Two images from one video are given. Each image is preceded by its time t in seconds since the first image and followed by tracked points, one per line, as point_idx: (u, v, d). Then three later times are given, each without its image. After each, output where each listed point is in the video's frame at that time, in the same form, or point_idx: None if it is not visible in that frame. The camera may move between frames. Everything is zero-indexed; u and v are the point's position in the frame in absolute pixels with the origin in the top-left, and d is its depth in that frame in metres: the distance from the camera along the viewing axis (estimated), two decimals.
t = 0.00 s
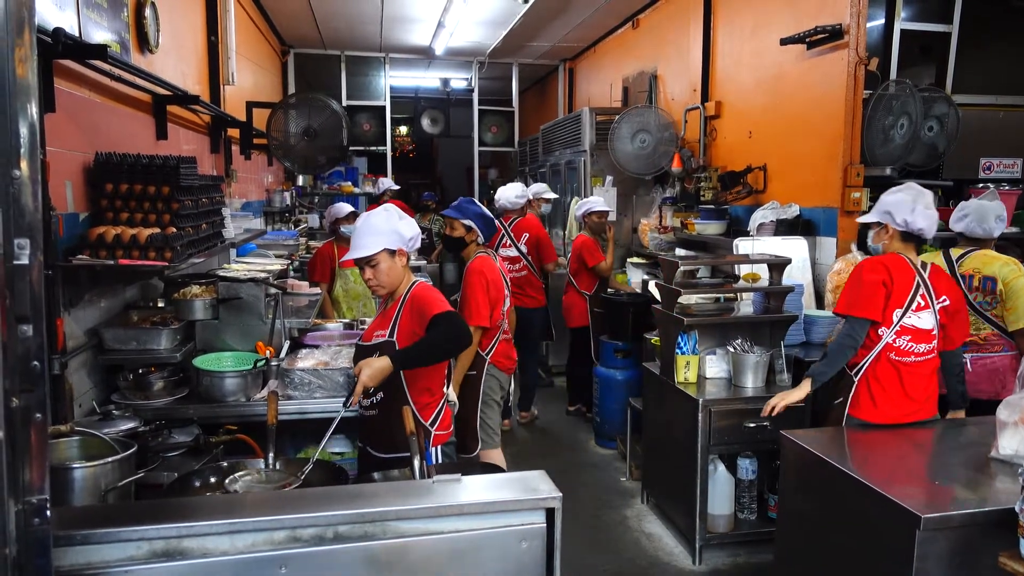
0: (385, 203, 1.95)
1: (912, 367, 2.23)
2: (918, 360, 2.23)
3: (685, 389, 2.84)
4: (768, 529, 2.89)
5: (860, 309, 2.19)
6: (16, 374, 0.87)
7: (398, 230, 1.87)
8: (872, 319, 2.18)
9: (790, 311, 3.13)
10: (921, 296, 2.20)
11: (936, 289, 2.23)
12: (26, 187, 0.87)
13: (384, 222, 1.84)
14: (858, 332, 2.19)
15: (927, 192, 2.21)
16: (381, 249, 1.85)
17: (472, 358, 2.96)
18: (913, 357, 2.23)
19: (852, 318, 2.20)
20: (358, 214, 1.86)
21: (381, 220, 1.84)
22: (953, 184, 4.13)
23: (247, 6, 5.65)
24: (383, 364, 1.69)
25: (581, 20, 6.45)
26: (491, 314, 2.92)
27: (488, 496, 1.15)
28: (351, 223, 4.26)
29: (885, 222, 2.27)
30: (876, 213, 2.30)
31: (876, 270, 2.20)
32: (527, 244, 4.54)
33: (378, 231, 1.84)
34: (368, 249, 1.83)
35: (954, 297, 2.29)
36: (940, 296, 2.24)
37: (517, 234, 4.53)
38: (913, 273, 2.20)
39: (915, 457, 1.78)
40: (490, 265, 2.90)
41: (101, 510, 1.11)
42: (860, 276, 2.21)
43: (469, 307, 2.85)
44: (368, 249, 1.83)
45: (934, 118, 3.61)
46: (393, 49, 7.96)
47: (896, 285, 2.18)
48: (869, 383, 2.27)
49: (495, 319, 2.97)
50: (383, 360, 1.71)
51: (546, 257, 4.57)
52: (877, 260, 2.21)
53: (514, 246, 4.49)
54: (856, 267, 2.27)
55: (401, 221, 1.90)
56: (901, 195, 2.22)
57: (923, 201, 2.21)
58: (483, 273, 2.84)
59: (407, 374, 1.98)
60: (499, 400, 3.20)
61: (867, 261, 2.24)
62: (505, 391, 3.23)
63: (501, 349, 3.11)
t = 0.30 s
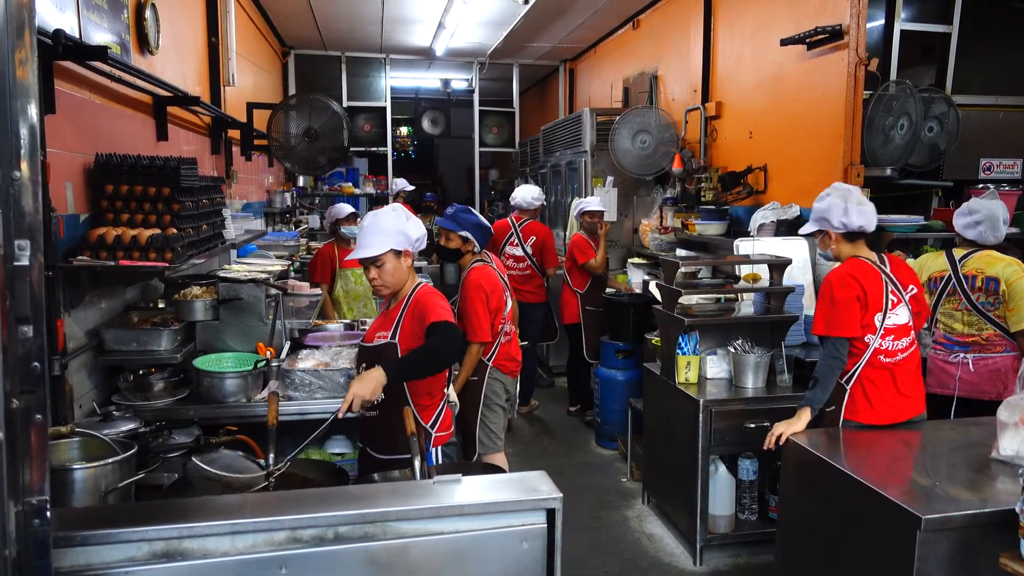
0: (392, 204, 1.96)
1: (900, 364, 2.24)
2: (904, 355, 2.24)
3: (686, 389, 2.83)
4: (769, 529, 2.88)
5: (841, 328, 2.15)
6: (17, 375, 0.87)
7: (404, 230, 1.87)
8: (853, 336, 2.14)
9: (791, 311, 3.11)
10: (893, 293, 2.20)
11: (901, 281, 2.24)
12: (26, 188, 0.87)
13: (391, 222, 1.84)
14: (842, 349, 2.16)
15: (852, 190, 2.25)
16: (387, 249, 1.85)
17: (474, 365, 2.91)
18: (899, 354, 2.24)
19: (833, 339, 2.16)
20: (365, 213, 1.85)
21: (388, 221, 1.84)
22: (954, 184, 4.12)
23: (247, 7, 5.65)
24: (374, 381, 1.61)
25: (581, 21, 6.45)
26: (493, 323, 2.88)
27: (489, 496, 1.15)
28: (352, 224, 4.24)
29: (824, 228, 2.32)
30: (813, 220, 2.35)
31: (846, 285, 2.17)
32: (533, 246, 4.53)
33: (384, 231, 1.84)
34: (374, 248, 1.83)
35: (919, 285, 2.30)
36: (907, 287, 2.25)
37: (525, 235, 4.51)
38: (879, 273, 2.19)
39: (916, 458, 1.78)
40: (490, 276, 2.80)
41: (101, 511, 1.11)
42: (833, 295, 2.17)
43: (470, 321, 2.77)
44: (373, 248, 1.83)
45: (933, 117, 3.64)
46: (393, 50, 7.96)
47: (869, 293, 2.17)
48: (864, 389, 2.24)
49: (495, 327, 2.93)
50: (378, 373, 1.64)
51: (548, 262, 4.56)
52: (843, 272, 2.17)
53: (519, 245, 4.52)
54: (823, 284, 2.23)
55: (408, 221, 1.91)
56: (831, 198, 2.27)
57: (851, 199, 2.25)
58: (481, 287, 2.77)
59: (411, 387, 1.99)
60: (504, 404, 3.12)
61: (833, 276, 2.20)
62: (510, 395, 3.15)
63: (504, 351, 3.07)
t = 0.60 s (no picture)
0: (395, 203, 1.96)
1: (890, 359, 2.30)
2: (892, 350, 2.30)
3: (687, 389, 2.83)
4: (769, 529, 2.88)
5: (843, 330, 2.13)
6: (17, 375, 0.87)
7: (408, 230, 1.87)
8: (853, 337, 2.13)
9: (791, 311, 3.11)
10: (875, 290, 2.24)
11: (878, 277, 2.29)
12: (26, 188, 0.87)
13: (394, 222, 1.85)
14: (845, 350, 2.14)
15: (820, 195, 2.28)
16: (390, 250, 1.85)
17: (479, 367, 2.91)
18: (887, 349, 2.29)
19: (834, 341, 2.14)
20: (367, 214, 1.86)
21: (391, 221, 1.85)
22: (955, 184, 4.12)
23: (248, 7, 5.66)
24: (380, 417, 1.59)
25: (582, 21, 6.45)
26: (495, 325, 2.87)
27: (489, 496, 1.16)
28: (352, 223, 4.25)
29: (795, 233, 2.36)
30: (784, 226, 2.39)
31: (841, 285, 2.16)
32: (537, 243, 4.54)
33: (387, 231, 1.84)
34: (377, 248, 1.84)
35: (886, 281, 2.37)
36: (882, 282, 2.30)
37: (530, 232, 4.54)
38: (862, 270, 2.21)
39: (917, 458, 1.77)
40: (490, 279, 2.77)
41: (102, 511, 1.11)
42: (831, 298, 2.15)
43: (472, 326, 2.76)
44: (377, 248, 1.83)
45: (935, 118, 3.65)
46: (394, 50, 7.97)
47: (862, 292, 2.17)
48: (861, 388, 2.28)
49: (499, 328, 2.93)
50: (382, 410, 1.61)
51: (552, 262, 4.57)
52: (834, 274, 2.17)
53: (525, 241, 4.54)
54: (816, 286, 2.21)
55: (411, 221, 1.91)
56: (799, 205, 2.30)
57: (819, 205, 2.28)
58: (482, 293, 2.74)
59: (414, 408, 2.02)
60: (510, 405, 3.11)
61: (826, 278, 2.19)
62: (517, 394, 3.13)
63: (508, 351, 3.05)
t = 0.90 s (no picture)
0: (399, 204, 1.95)
1: (881, 355, 2.31)
2: (883, 347, 2.31)
3: (688, 389, 2.83)
4: (771, 529, 2.88)
5: (845, 323, 2.12)
6: (19, 377, 0.87)
7: (411, 231, 1.86)
8: (855, 331, 2.13)
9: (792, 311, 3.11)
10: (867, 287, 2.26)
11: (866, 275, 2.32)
12: (28, 189, 0.87)
13: (397, 223, 1.84)
14: (849, 346, 2.13)
15: (814, 194, 2.29)
16: (393, 250, 1.85)
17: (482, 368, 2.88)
18: (879, 346, 2.30)
19: (838, 336, 2.13)
20: (370, 215, 1.85)
21: (395, 222, 1.84)
22: (955, 184, 4.12)
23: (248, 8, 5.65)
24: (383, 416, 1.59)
25: (582, 21, 6.45)
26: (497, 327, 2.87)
27: (491, 496, 1.16)
28: (353, 224, 4.24)
29: (787, 230, 2.38)
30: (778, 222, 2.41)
31: (840, 279, 2.16)
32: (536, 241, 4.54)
33: (390, 231, 1.84)
34: (380, 249, 1.84)
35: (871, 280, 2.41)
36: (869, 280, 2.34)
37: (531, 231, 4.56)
38: (855, 267, 2.23)
39: (918, 457, 1.77)
40: (494, 281, 2.77)
41: (104, 512, 1.11)
42: (831, 292, 2.15)
43: (477, 328, 2.75)
44: (380, 249, 1.84)
45: (936, 118, 3.64)
46: (395, 50, 7.96)
47: (858, 287, 2.18)
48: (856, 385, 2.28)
49: (502, 329, 2.92)
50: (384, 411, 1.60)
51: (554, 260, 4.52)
52: (832, 270, 2.18)
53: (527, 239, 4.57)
54: (814, 282, 2.21)
55: (415, 222, 1.90)
56: (793, 204, 2.32)
57: (812, 204, 2.29)
58: (485, 295, 2.74)
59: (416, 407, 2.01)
60: (512, 407, 3.11)
61: (823, 273, 2.19)
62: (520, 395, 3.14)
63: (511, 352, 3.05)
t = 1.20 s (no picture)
0: (399, 205, 1.96)
1: (877, 352, 2.30)
2: (879, 344, 2.31)
3: (690, 388, 2.83)
4: (773, 528, 2.88)
5: (839, 318, 2.12)
6: (19, 378, 0.87)
7: (411, 231, 1.86)
8: (848, 325, 2.12)
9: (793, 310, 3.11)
10: (863, 284, 2.26)
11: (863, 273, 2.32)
12: (27, 190, 0.87)
13: (398, 223, 1.84)
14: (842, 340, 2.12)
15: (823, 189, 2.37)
16: (393, 251, 1.85)
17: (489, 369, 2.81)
18: (875, 344, 2.29)
19: (830, 330, 2.13)
20: (369, 216, 1.86)
21: (396, 222, 1.84)
22: (957, 182, 4.11)
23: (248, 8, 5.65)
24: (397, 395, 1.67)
25: (582, 20, 6.44)
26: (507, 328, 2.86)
27: (492, 496, 1.15)
28: (354, 224, 4.22)
29: (804, 228, 2.34)
30: (788, 219, 2.35)
31: (833, 275, 2.17)
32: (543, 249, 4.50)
33: (391, 231, 1.84)
34: (379, 249, 1.84)
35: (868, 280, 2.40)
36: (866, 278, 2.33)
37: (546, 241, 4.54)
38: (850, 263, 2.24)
39: (920, 455, 1.77)
40: (505, 282, 2.79)
41: (105, 512, 1.11)
42: (823, 286, 2.15)
43: (487, 328, 2.72)
44: (380, 249, 1.84)
45: (937, 117, 3.63)
46: (395, 50, 7.96)
47: (853, 283, 2.18)
48: (851, 381, 2.28)
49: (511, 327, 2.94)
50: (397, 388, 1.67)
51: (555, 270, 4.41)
52: (826, 266, 2.18)
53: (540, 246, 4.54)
54: (808, 277, 2.21)
55: (415, 223, 1.90)
56: (813, 201, 2.31)
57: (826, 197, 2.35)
58: (498, 296, 2.74)
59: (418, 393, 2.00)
60: (516, 406, 3.11)
61: (818, 269, 2.20)
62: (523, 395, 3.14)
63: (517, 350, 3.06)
